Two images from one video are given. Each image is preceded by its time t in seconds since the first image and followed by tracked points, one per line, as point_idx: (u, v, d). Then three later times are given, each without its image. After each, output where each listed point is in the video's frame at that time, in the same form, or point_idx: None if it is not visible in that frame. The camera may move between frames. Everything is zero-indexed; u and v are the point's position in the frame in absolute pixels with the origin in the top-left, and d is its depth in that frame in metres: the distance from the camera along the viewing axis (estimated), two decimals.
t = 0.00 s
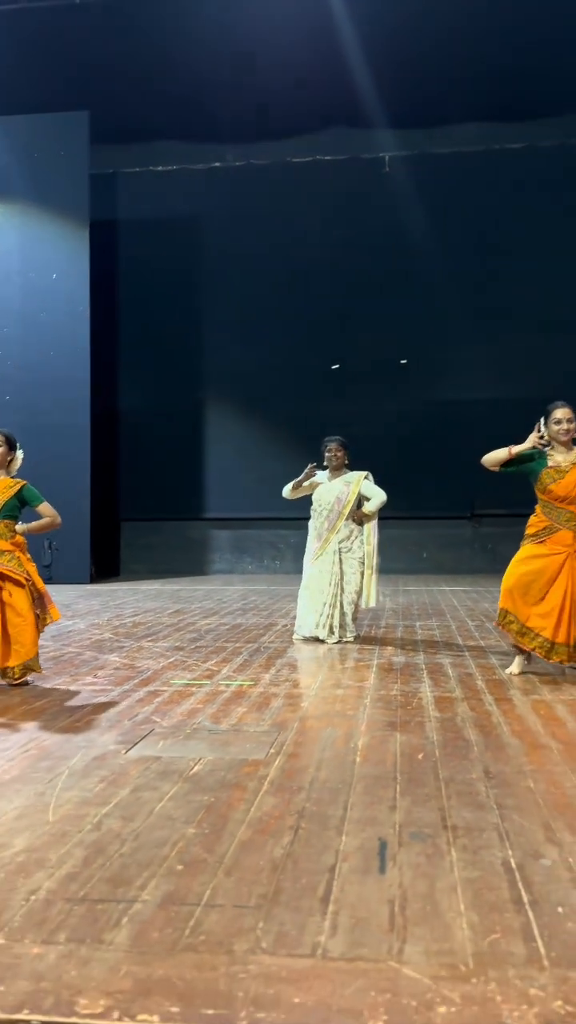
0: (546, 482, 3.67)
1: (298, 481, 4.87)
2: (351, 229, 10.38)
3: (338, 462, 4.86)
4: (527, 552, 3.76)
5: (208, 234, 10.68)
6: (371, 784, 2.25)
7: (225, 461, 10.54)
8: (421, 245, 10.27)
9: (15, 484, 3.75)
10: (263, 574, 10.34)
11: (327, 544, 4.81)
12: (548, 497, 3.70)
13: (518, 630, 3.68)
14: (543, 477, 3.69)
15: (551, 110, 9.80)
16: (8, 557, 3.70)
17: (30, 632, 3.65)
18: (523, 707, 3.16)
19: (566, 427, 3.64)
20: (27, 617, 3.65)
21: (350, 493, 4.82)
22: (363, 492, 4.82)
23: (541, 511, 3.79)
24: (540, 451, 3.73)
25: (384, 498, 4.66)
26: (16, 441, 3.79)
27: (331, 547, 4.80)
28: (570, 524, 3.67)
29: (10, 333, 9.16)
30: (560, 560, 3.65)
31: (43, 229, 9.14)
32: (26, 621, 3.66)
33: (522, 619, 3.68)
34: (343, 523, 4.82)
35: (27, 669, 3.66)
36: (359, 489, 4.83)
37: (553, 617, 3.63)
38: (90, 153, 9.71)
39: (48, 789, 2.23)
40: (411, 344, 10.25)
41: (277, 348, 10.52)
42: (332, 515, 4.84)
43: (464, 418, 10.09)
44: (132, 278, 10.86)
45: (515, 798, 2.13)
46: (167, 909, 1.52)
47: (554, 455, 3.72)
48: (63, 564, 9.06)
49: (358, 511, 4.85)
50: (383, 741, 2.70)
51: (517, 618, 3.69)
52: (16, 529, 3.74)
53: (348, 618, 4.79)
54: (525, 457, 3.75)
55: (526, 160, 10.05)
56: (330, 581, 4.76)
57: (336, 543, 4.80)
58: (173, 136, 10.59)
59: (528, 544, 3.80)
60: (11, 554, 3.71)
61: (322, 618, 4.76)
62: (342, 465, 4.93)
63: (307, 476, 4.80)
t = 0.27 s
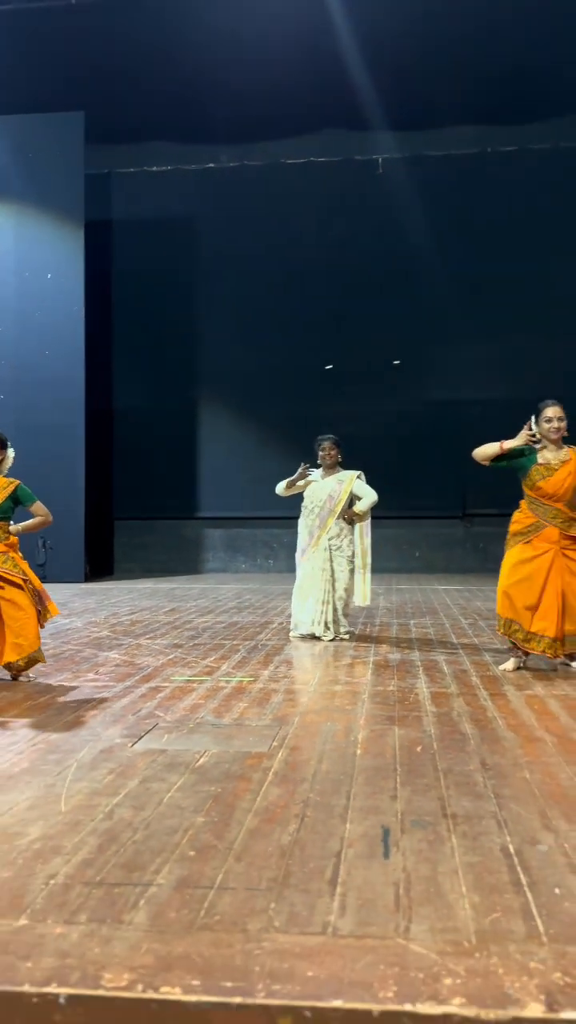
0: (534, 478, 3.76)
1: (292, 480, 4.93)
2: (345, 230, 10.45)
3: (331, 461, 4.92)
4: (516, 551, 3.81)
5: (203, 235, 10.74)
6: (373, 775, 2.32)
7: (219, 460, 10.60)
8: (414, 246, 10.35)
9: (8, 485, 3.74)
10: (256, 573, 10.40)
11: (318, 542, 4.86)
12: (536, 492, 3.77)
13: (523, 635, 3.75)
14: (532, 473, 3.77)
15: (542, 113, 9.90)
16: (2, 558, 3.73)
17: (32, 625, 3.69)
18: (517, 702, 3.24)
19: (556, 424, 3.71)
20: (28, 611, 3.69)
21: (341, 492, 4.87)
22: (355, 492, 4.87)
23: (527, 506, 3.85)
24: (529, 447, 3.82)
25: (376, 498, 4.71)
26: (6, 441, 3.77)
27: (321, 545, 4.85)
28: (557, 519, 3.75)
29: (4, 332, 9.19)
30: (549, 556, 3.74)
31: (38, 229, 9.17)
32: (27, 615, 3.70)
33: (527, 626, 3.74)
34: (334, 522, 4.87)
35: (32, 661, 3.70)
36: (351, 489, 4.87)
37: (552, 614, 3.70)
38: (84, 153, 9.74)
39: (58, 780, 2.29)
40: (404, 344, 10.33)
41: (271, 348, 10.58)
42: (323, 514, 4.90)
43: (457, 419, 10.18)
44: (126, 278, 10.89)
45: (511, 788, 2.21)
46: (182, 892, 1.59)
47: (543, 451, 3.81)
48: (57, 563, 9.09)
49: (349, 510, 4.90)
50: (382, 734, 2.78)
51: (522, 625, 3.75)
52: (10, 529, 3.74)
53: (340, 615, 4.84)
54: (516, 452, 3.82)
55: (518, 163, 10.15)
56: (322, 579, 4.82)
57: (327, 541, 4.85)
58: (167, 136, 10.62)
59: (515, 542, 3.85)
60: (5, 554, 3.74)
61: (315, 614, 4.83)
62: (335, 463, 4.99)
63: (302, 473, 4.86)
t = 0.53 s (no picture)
0: (519, 477, 3.86)
1: (282, 480, 5.01)
2: (335, 232, 10.53)
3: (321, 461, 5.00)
4: (500, 550, 3.91)
5: (195, 236, 10.79)
6: (368, 767, 2.41)
7: (209, 460, 10.66)
8: (404, 249, 10.45)
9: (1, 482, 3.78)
10: (246, 573, 10.47)
11: (305, 540, 4.95)
12: (519, 490, 3.87)
13: (509, 632, 3.84)
14: (517, 471, 3.88)
15: (531, 119, 10.02)
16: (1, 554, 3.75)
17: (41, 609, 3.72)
18: (506, 698, 3.33)
19: (542, 424, 3.80)
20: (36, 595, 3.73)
21: (329, 492, 4.95)
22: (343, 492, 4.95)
23: (508, 504, 3.96)
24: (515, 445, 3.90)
25: (365, 504, 4.81)
26: None
27: (309, 543, 4.94)
28: (538, 517, 3.86)
29: None
30: (531, 552, 3.83)
31: (31, 229, 9.20)
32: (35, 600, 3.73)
33: (513, 623, 3.82)
34: (322, 520, 4.95)
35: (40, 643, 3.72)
36: (339, 489, 4.95)
37: (535, 609, 3.79)
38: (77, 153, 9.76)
39: (63, 773, 2.35)
40: (394, 346, 10.43)
41: (262, 349, 10.65)
42: (310, 513, 4.98)
43: (446, 420, 10.29)
44: (117, 279, 10.94)
45: (501, 779, 2.29)
46: (190, 876, 1.66)
47: (529, 450, 3.89)
48: (48, 562, 9.12)
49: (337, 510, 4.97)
50: (376, 729, 2.86)
51: (508, 623, 3.84)
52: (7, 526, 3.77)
53: (330, 611, 4.91)
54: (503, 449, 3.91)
55: (507, 168, 10.26)
56: (310, 577, 4.90)
57: (314, 540, 4.93)
58: (158, 138, 10.67)
59: (498, 540, 3.95)
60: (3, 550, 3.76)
61: (305, 612, 4.92)
62: (324, 464, 5.06)
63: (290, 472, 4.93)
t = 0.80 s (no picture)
0: (507, 478, 3.91)
1: (272, 479, 5.06)
2: (326, 234, 10.59)
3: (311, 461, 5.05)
4: (490, 548, 3.97)
5: (186, 237, 10.82)
6: (357, 763, 2.46)
7: (200, 461, 10.70)
8: (395, 251, 10.52)
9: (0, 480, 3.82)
10: (237, 573, 10.50)
11: (297, 539, 4.99)
12: (508, 490, 3.94)
13: (499, 628, 3.90)
14: (505, 472, 3.93)
15: (520, 123, 10.11)
16: None
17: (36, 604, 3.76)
18: (493, 696, 3.39)
19: (528, 426, 3.89)
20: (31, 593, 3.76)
21: (319, 490, 5.01)
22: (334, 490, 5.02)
23: (499, 504, 4.03)
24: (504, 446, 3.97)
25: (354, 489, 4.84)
26: None
27: (300, 542, 4.98)
28: (527, 515, 3.92)
29: None
30: (521, 550, 3.89)
31: (22, 229, 9.21)
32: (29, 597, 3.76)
33: (503, 619, 3.88)
34: (312, 519, 5.00)
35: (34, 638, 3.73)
36: (330, 487, 5.02)
37: (525, 607, 3.85)
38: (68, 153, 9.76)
39: (57, 769, 2.39)
40: (384, 348, 10.49)
41: (253, 350, 10.70)
42: (301, 512, 5.03)
43: (435, 422, 10.37)
44: (109, 279, 10.96)
45: (488, 774, 2.35)
46: (185, 867, 1.70)
47: (516, 450, 3.96)
48: (38, 561, 9.14)
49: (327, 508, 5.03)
50: (365, 726, 2.91)
51: (498, 619, 3.89)
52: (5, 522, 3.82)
53: (322, 610, 4.96)
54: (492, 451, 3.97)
55: (497, 171, 10.34)
56: (301, 575, 4.94)
57: (306, 538, 4.97)
58: (150, 139, 10.69)
59: (489, 539, 4.02)
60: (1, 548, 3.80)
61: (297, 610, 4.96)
62: (315, 464, 5.11)
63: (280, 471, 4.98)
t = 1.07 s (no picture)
0: (499, 491, 3.97)
1: (262, 483, 5.11)
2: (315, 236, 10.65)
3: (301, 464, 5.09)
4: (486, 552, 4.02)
5: (175, 238, 10.84)
6: (341, 760, 2.50)
7: (188, 462, 10.72)
8: (383, 254, 10.58)
9: None
10: (225, 574, 10.53)
11: (290, 541, 5.03)
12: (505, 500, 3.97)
13: (485, 628, 3.97)
14: (495, 485, 4.00)
15: (508, 128, 10.19)
16: None
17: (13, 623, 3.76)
18: (476, 696, 3.44)
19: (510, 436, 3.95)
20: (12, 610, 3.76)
21: (312, 492, 5.06)
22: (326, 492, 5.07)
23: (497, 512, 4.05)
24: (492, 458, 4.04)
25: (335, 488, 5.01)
26: None
27: (294, 543, 5.02)
28: (525, 523, 3.95)
29: None
30: (516, 557, 3.93)
31: (11, 229, 9.21)
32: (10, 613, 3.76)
33: (490, 620, 3.95)
34: (305, 521, 5.05)
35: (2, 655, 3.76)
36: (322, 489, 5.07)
37: (515, 612, 3.90)
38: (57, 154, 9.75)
39: (45, 766, 2.42)
40: (372, 351, 10.56)
41: (241, 352, 10.73)
42: (294, 514, 5.07)
43: (422, 424, 10.44)
44: (97, 280, 10.96)
45: (468, 771, 2.40)
46: (170, 860, 1.74)
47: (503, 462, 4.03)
48: (25, 562, 9.14)
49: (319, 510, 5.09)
50: (350, 724, 2.96)
51: (485, 619, 3.97)
52: None
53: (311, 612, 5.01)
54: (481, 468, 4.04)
55: (484, 175, 10.40)
56: (295, 576, 4.98)
57: (299, 540, 5.02)
58: (138, 139, 10.69)
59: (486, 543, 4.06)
60: None
61: (286, 612, 4.99)
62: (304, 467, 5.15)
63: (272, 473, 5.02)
